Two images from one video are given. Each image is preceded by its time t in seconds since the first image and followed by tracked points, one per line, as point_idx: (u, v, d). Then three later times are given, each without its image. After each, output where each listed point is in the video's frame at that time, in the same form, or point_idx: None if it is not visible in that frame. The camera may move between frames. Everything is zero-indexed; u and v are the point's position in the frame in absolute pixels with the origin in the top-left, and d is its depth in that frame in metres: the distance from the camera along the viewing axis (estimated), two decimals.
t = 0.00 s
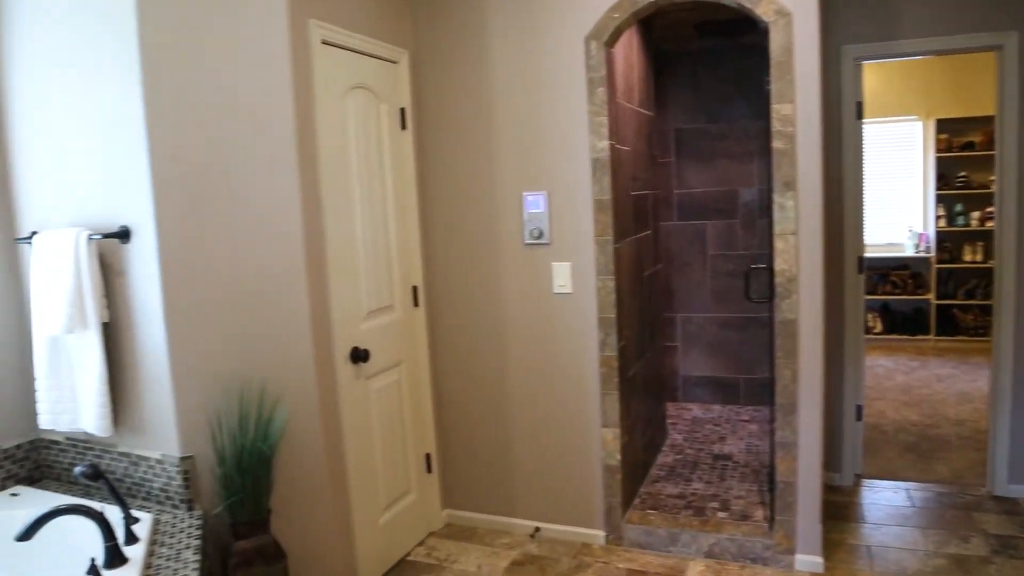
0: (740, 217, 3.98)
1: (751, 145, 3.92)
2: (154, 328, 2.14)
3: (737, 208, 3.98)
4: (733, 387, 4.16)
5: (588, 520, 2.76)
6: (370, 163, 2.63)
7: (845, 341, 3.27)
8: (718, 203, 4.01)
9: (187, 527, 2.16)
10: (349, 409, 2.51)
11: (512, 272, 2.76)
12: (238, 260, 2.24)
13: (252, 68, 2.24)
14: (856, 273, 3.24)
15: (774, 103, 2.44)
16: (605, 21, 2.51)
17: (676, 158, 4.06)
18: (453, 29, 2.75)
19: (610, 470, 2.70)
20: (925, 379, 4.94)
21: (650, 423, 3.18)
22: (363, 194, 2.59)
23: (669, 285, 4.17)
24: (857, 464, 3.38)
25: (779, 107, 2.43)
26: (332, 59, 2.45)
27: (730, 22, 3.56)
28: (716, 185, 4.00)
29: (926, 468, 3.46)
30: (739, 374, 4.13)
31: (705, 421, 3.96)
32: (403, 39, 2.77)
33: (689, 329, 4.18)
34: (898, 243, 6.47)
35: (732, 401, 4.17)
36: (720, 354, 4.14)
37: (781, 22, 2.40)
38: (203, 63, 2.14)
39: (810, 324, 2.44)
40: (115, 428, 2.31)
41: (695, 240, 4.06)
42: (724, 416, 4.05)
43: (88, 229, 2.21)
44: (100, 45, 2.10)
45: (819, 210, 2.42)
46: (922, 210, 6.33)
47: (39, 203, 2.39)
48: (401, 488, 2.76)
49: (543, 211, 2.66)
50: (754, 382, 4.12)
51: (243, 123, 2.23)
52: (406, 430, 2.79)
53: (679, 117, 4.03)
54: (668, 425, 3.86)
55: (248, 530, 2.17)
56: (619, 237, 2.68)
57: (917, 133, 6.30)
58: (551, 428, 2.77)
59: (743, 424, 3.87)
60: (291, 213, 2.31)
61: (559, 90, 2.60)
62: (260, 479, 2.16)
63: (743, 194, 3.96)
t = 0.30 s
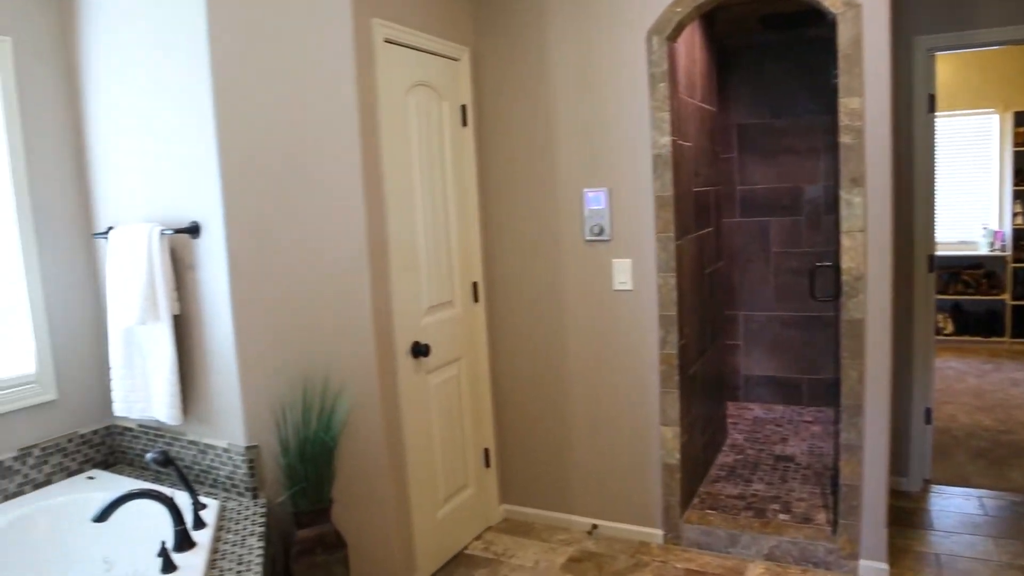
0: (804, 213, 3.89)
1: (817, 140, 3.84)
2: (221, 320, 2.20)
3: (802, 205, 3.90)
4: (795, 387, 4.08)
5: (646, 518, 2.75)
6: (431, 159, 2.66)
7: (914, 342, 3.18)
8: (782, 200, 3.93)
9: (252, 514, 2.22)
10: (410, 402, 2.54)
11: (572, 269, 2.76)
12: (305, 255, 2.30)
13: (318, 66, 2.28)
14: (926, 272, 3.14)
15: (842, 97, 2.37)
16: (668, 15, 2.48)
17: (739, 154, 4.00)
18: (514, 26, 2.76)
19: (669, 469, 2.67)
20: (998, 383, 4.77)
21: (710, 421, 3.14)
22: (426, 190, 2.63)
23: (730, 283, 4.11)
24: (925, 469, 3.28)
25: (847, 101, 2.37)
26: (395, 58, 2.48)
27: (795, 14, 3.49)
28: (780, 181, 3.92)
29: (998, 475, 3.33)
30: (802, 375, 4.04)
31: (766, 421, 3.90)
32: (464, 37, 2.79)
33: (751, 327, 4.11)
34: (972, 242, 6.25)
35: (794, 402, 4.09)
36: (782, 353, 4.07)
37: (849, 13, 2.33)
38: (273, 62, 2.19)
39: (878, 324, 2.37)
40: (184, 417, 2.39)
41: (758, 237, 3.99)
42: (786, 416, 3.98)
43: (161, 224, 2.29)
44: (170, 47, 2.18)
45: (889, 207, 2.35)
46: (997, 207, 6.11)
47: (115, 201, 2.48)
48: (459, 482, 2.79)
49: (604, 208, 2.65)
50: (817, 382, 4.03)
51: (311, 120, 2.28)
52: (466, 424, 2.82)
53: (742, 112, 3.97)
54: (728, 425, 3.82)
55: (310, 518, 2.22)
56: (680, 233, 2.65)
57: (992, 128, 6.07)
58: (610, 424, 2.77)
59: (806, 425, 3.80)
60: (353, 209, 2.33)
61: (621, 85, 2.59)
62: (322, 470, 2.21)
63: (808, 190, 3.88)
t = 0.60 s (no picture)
0: (873, 209, 3.79)
1: (887, 134, 3.73)
2: (287, 312, 2.26)
3: (872, 200, 3.79)
4: (863, 387, 3.97)
5: (705, 517, 2.73)
6: (492, 155, 2.68)
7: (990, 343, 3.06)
8: (850, 195, 3.83)
9: (315, 501, 2.27)
10: (470, 394, 2.58)
11: (632, 265, 2.75)
12: (369, 248, 2.33)
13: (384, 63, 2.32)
14: (1003, 271, 3.02)
15: (914, 89, 2.29)
16: (732, 8, 2.44)
17: (805, 147, 3.92)
18: (575, 21, 2.77)
19: (730, 468, 2.64)
20: None
21: (773, 420, 3.10)
22: (487, 186, 2.66)
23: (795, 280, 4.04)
24: (1001, 476, 3.15)
25: (921, 93, 2.29)
26: (457, 55, 2.51)
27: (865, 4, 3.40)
28: (848, 176, 3.83)
29: None
30: (871, 374, 3.94)
31: (831, 422, 3.81)
32: (524, 33, 2.81)
33: (817, 325, 4.02)
34: None
35: (861, 402, 3.99)
36: (850, 352, 3.97)
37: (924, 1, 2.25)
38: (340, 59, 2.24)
39: (953, 323, 2.29)
40: (251, 405, 2.46)
41: (824, 233, 3.91)
42: (853, 417, 3.88)
43: (230, 219, 2.37)
44: (239, 48, 2.25)
45: (966, 202, 2.26)
46: None
47: (188, 196, 2.58)
48: (518, 475, 2.81)
49: (666, 203, 2.63)
50: (887, 383, 3.91)
51: (377, 116, 2.32)
52: (524, 418, 2.85)
53: (808, 105, 3.89)
54: (792, 425, 3.75)
55: (371, 507, 2.26)
56: (744, 229, 2.61)
57: None
58: (670, 421, 2.75)
59: (873, 427, 3.69)
60: (415, 206, 2.38)
61: (684, 79, 2.56)
62: (383, 460, 2.25)
63: (877, 185, 3.77)
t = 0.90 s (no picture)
0: (948, 202, 3.66)
1: (964, 124, 3.60)
2: (351, 303, 2.33)
3: (947, 193, 3.67)
4: (936, 387, 3.86)
5: (767, 515, 2.69)
6: (555, 148, 2.69)
7: None
8: (922, 189, 3.71)
9: (377, 488, 2.32)
10: (531, 385, 2.60)
11: (695, 259, 2.72)
12: (432, 239, 2.36)
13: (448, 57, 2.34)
14: None
15: (995, 77, 2.19)
16: None
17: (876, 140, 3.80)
18: (639, 13, 2.75)
19: (794, 466, 2.59)
20: None
21: (840, 418, 3.04)
22: (550, 179, 2.67)
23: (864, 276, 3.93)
24: None
25: (1002, 81, 2.19)
26: (520, 49, 2.53)
27: None
28: (921, 168, 3.71)
29: None
30: (944, 374, 3.82)
31: (901, 422, 3.70)
32: (586, 26, 2.80)
33: (886, 323, 3.91)
34: None
35: (934, 403, 3.86)
36: (921, 351, 3.85)
37: None
38: (406, 54, 2.28)
39: None
40: (316, 393, 2.53)
41: (894, 228, 3.80)
42: (924, 417, 3.76)
43: (297, 210, 2.44)
44: (305, 46, 2.32)
45: None
46: None
47: (257, 189, 2.66)
48: (577, 467, 2.82)
49: (731, 195, 2.60)
50: (960, 383, 3.79)
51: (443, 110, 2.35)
52: (585, 410, 2.85)
53: (879, 96, 3.78)
54: (859, 424, 3.66)
55: (431, 495, 2.29)
56: (812, 222, 2.56)
57: None
58: (733, 417, 2.72)
59: (945, 429, 3.57)
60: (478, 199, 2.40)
61: (750, 70, 2.52)
62: (444, 450, 2.28)
63: (952, 178, 3.65)
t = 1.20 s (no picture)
0: None
1: None
2: (414, 291, 2.37)
3: None
4: (1012, 386, 3.71)
5: (831, 512, 2.64)
6: (618, 139, 2.69)
7: None
8: (1001, 180, 3.57)
9: (439, 473, 2.37)
10: (592, 376, 2.61)
11: (760, 251, 2.69)
12: (496, 229, 2.39)
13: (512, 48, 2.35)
14: None
15: None
16: None
17: (951, 129, 3.68)
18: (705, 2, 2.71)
19: (861, 463, 2.53)
20: None
21: (909, 416, 2.96)
22: (612, 170, 2.66)
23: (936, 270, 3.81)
24: None
25: None
26: (583, 39, 2.52)
27: None
28: (1000, 159, 3.56)
29: None
30: (1021, 373, 3.67)
31: (974, 422, 3.57)
32: (650, 15, 2.77)
33: (959, 319, 3.79)
34: None
35: (1010, 402, 3.72)
36: (997, 348, 3.71)
37: None
38: (471, 46, 2.31)
39: None
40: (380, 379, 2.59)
41: (969, 221, 3.67)
42: (998, 417, 3.63)
43: (361, 200, 2.50)
44: (370, 39, 2.37)
45: None
46: None
47: (324, 180, 2.74)
48: (636, 460, 2.82)
49: (799, 187, 2.55)
50: None
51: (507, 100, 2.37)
52: (646, 402, 2.85)
53: (955, 84, 3.64)
54: (929, 424, 3.55)
55: (491, 482, 2.32)
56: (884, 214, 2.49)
57: None
58: (797, 412, 2.68)
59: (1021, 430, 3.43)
60: (542, 189, 2.42)
61: (820, 59, 2.46)
62: (505, 437, 2.30)
63: None
